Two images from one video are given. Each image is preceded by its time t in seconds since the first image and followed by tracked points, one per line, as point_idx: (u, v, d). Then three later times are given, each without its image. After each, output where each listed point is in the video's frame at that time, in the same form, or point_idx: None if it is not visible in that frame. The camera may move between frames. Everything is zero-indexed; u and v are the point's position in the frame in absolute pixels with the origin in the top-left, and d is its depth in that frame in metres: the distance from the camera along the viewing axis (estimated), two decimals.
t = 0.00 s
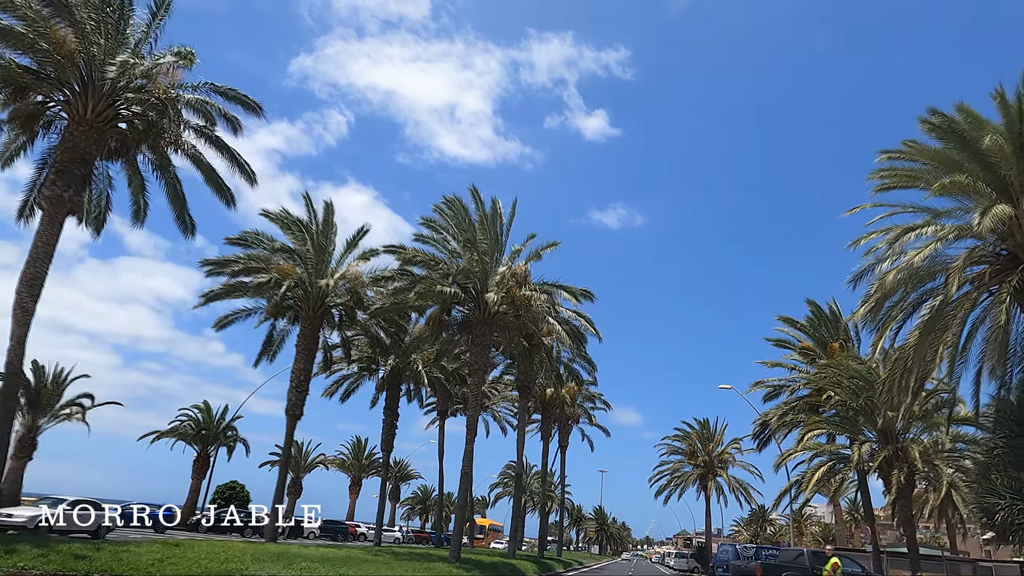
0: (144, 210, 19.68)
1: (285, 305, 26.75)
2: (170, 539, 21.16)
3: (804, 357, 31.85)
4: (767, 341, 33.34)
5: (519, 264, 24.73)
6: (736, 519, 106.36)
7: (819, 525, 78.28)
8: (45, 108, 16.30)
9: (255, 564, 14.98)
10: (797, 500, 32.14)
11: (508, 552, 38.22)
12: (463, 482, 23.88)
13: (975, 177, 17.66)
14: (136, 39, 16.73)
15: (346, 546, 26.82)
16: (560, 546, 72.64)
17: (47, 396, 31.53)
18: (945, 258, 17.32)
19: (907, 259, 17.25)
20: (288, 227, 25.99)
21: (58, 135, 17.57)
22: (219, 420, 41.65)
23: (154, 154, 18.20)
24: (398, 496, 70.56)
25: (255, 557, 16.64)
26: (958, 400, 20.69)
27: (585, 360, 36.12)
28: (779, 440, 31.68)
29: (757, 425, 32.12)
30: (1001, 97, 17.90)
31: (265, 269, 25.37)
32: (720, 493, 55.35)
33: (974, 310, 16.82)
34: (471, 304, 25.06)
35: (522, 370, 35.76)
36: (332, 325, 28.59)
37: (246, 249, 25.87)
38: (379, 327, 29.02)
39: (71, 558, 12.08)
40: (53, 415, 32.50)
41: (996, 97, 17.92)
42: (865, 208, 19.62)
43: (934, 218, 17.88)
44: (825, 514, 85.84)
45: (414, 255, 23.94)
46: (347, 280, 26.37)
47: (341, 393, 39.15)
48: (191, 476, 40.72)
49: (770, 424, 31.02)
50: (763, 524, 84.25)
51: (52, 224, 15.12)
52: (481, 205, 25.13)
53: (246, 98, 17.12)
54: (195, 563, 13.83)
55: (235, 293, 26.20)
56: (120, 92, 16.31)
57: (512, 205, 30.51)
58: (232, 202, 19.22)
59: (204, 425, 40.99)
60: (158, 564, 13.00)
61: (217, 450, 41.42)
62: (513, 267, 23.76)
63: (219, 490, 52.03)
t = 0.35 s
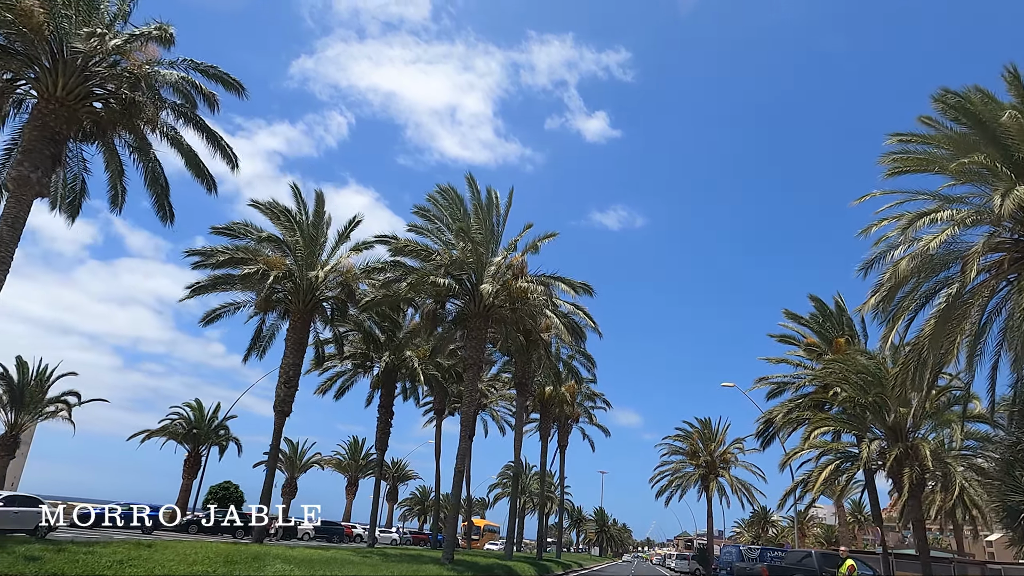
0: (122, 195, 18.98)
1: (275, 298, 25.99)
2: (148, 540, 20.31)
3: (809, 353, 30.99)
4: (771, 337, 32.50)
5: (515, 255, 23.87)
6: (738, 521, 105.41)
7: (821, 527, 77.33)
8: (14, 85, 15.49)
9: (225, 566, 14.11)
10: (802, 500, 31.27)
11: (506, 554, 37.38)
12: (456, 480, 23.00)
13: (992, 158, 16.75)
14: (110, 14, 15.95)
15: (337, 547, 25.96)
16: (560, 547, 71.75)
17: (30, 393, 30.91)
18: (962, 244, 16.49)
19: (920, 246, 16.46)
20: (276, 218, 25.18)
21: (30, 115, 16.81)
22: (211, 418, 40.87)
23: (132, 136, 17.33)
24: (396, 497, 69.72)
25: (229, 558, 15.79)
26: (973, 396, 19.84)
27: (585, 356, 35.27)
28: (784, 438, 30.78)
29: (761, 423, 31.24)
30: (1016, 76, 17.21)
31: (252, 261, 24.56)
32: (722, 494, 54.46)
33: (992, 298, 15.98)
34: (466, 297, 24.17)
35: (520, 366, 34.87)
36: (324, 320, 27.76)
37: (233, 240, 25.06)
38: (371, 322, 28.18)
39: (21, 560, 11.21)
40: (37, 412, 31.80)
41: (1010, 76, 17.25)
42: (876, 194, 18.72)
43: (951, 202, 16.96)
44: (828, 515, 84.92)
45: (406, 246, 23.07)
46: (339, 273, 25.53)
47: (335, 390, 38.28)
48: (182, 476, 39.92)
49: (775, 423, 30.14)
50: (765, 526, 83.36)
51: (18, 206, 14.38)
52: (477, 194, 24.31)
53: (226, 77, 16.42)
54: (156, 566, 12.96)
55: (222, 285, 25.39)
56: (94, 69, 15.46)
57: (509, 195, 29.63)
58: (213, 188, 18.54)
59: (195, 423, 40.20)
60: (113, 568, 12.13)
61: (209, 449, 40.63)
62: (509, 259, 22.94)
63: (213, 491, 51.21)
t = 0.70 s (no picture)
0: (100, 179, 18.06)
1: (264, 292, 25.42)
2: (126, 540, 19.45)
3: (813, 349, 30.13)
4: (775, 332, 31.66)
5: (511, 246, 23.06)
6: (740, 522, 104.49)
7: (824, 527, 76.51)
8: None
9: (193, 568, 13.22)
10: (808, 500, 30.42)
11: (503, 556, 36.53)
12: (449, 478, 22.15)
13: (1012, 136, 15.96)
14: None
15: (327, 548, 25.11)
16: (559, 548, 70.86)
17: (14, 390, 30.17)
18: (980, 228, 15.61)
19: (935, 230, 15.60)
20: (264, 208, 24.39)
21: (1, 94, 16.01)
22: (203, 416, 40.06)
23: (108, 115, 16.47)
24: (394, 497, 68.88)
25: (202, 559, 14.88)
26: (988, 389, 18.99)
27: (584, 353, 34.49)
28: (788, 435, 29.92)
29: (765, 420, 30.40)
30: None
31: (239, 251, 23.81)
32: (724, 494, 53.60)
33: (1012, 284, 15.15)
34: (460, 288, 23.35)
35: (517, 363, 34.07)
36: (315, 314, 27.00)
37: (220, 230, 24.28)
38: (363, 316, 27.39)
39: None
40: (20, 410, 31.05)
41: None
42: (889, 178, 17.86)
43: (967, 184, 16.12)
44: (831, 516, 84.08)
45: (396, 236, 22.24)
46: (328, 264, 24.75)
47: (328, 388, 37.49)
48: (173, 475, 39.10)
49: (779, 420, 29.32)
50: (767, 526, 82.63)
51: None
52: (471, 183, 23.47)
53: (205, 52, 15.60)
54: (117, 568, 12.11)
55: (208, 277, 24.64)
56: (62, 44, 14.64)
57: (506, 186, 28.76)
58: (192, 171, 17.64)
59: (187, 422, 39.39)
60: (63, 570, 11.21)
61: (200, 448, 39.82)
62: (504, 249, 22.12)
63: (206, 491, 50.37)
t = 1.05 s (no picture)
0: (77, 164, 17.35)
1: (254, 286, 25.05)
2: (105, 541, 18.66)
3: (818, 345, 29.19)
4: (779, 327, 30.82)
5: (507, 236, 22.28)
6: (742, 522, 103.76)
7: (826, 528, 75.70)
8: None
9: (164, 568, 12.48)
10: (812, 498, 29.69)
11: (501, 556, 35.77)
12: (443, 476, 21.38)
13: None
14: None
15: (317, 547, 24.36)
16: (559, 549, 70.10)
17: None
18: (1000, 211, 14.84)
19: (952, 214, 14.84)
20: (252, 198, 23.68)
21: None
22: (195, 414, 39.30)
23: (83, 95, 15.73)
24: (392, 497, 68.11)
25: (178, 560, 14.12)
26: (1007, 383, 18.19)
27: (583, 348, 33.74)
28: (793, 433, 29.11)
29: (769, 417, 29.60)
30: None
31: (226, 242, 23.07)
32: (725, 494, 52.80)
33: None
34: (455, 280, 22.58)
35: (515, 359, 33.29)
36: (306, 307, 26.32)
37: (206, 220, 23.52)
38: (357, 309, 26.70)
39: None
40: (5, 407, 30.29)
41: None
42: (902, 161, 17.12)
43: (985, 166, 15.36)
44: (833, 516, 83.29)
45: (387, 225, 21.41)
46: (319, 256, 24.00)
47: (322, 385, 36.75)
48: (165, 474, 38.35)
49: (784, 416, 28.54)
50: (769, 527, 81.96)
51: None
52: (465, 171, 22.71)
53: (184, 28, 14.88)
54: (77, 571, 11.33)
55: (195, 269, 23.89)
56: (31, 18, 13.91)
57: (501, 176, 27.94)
58: (170, 154, 17.01)
59: (178, 420, 38.62)
60: (18, 572, 10.44)
61: (192, 447, 39.05)
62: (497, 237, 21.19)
63: (200, 491, 49.60)
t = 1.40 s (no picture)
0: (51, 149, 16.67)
1: (243, 279, 24.48)
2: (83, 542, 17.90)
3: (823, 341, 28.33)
4: (782, 323, 30.03)
5: (502, 227, 21.56)
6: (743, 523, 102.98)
7: (828, 529, 75.00)
8: None
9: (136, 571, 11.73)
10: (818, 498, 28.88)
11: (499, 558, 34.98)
12: (436, 475, 20.64)
13: None
14: None
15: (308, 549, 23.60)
16: (559, 550, 69.30)
17: None
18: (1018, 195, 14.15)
19: (968, 198, 14.15)
20: (239, 188, 22.94)
21: None
22: (187, 413, 38.52)
23: (57, 75, 15.06)
24: (390, 498, 67.33)
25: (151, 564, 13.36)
26: None
27: (581, 344, 33.03)
28: (797, 431, 28.34)
29: (773, 415, 28.84)
30: None
31: (213, 233, 22.40)
32: (727, 494, 52.02)
33: None
34: (449, 272, 21.89)
35: (513, 356, 32.52)
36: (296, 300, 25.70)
37: (192, 210, 22.83)
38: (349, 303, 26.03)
39: None
40: None
41: None
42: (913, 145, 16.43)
43: (1001, 148, 14.68)
44: (835, 518, 82.61)
45: (376, 215, 20.64)
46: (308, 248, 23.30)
47: (316, 383, 36.01)
48: (156, 474, 37.58)
49: (788, 415, 27.76)
50: (770, 528, 81.37)
51: None
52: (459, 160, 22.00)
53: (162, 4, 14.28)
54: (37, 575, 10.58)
55: (181, 261, 23.26)
56: None
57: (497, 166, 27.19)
58: (149, 138, 16.55)
59: (170, 419, 37.84)
60: None
61: (184, 446, 38.26)
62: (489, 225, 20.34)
63: (194, 491, 48.80)
